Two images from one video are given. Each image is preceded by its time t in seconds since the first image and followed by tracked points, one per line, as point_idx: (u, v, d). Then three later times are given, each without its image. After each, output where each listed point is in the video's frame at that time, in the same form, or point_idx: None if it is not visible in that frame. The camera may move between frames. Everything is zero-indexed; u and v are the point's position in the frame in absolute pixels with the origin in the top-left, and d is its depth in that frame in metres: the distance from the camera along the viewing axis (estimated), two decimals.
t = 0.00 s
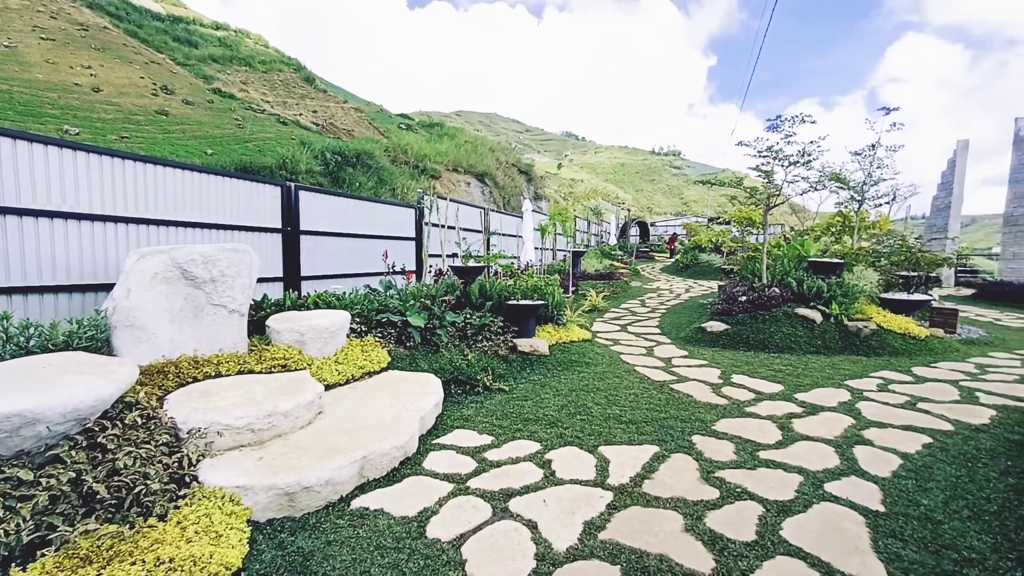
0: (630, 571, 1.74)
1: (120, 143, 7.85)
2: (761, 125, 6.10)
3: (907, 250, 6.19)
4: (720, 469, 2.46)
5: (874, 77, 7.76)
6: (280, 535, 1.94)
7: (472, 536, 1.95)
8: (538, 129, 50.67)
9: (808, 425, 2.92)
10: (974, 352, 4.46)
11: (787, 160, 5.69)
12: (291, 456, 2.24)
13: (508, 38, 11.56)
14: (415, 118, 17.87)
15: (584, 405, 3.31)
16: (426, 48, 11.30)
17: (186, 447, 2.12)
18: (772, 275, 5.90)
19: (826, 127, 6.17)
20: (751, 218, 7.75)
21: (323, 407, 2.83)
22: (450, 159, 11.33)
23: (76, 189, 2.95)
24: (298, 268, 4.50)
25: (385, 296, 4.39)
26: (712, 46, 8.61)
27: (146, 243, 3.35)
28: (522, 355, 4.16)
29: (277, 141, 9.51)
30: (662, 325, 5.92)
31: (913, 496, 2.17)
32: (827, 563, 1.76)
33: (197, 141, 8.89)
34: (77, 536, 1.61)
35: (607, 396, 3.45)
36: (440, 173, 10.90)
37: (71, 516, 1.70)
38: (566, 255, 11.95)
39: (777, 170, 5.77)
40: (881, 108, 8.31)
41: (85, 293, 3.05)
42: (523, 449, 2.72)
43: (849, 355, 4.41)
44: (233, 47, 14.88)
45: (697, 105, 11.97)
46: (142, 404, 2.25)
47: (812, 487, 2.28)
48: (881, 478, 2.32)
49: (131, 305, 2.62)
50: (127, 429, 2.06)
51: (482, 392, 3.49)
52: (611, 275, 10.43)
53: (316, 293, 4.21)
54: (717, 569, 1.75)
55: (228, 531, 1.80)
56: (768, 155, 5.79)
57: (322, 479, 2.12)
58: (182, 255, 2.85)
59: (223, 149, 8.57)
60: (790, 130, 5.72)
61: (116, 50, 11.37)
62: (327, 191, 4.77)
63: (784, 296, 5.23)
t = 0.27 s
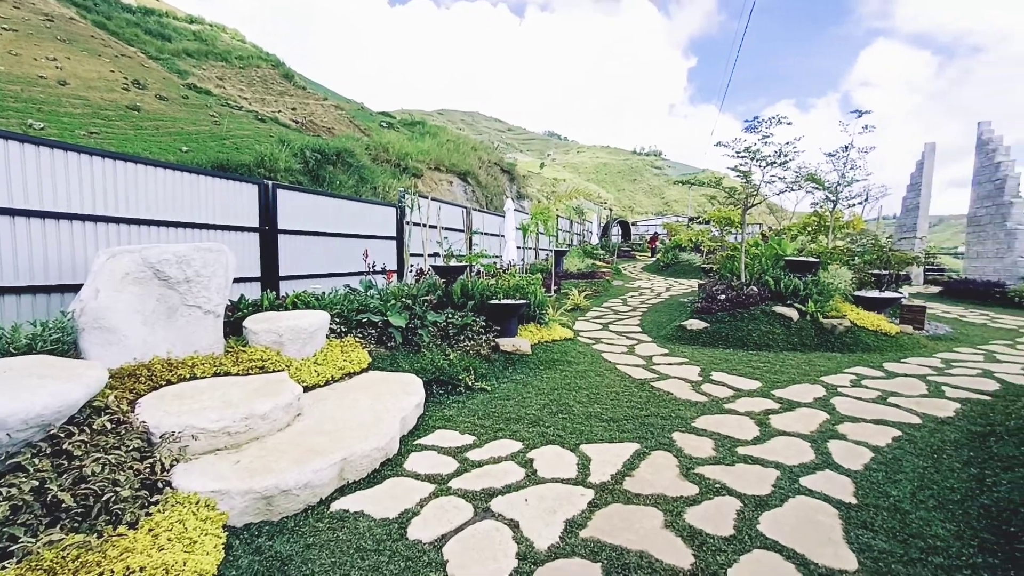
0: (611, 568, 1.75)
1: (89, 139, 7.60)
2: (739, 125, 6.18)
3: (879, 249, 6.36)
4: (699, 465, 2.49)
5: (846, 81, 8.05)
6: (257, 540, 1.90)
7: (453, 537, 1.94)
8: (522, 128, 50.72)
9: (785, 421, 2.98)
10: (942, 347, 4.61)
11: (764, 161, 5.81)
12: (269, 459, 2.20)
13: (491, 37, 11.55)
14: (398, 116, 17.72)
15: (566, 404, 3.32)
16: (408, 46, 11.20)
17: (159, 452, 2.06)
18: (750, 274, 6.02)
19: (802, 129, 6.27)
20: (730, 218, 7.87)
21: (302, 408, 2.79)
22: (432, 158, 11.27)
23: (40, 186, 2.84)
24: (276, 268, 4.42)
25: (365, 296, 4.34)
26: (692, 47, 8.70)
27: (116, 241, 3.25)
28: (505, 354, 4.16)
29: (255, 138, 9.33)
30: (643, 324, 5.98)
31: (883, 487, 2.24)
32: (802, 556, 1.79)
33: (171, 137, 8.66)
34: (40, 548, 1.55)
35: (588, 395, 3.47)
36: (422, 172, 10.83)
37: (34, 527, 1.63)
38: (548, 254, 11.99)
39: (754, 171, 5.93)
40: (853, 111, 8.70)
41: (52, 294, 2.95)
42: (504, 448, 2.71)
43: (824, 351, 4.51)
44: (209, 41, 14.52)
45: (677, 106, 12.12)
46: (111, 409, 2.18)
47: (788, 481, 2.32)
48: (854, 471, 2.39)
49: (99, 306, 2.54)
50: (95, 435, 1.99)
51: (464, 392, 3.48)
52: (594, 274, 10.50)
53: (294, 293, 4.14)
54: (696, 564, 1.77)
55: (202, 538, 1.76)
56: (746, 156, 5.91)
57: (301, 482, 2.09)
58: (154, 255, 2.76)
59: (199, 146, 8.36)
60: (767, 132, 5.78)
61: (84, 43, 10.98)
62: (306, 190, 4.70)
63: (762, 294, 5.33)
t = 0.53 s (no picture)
0: (594, 566, 1.75)
1: (60, 136, 7.38)
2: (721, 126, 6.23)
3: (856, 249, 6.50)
4: (682, 463, 2.52)
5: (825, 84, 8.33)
6: (237, 545, 1.86)
7: (437, 538, 1.93)
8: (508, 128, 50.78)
9: (766, 418, 3.02)
10: (916, 344, 4.73)
11: (746, 162, 5.89)
12: (250, 463, 2.16)
13: (476, 37, 11.55)
14: (382, 116, 17.59)
15: (550, 403, 3.33)
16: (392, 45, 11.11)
17: (134, 457, 2.01)
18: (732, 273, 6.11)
19: (781, 131, 6.37)
20: (712, 218, 7.98)
21: (284, 411, 2.75)
22: (416, 158, 11.22)
23: (9, 185, 2.75)
24: (256, 269, 4.35)
25: (348, 296, 4.29)
26: (676, 48, 8.79)
27: (90, 242, 3.18)
28: (490, 354, 4.16)
29: (236, 137, 9.18)
30: (627, 323, 6.02)
31: (859, 482, 2.29)
32: (783, 551, 1.82)
33: (147, 135, 8.46)
34: (5, 558, 1.47)
35: (573, 394, 3.48)
36: (407, 171, 10.78)
37: None
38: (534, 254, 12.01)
39: (735, 171, 6.02)
40: (832, 113, 9.14)
41: (20, 296, 2.87)
42: (489, 448, 2.71)
43: (804, 349, 4.59)
44: (187, 38, 14.22)
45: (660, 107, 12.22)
46: (83, 413, 2.12)
47: (768, 477, 2.36)
48: (832, 466, 2.44)
49: (71, 308, 2.47)
50: (66, 441, 1.93)
51: (449, 392, 3.46)
52: (579, 274, 10.56)
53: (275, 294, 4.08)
54: (679, 560, 1.79)
55: (179, 545, 1.72)
56: (727, 156, 5.99)
57: (282, 485, 2.05)
58: (129, 255, 2.70)
59: (177, 145, 8.19)
60: (749, 133, 5.83)
61: (56, 37, 10.65)
62: (288, 189, 4.64)
63: (744, 293, 5.40)
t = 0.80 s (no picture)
0: (573, 565, 1.76)
1: (22, 130, 7.08)
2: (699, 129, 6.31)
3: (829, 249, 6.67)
4: (661, 461, 2.54)
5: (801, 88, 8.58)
6: (209, 552, 1.82)
7: (416, 540, 1.91)
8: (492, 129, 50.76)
9: (741, 415, 3.08)
10: (884, 342, 4.88)
11: (723, 164, 6.00)
12: (222, 467, 2.11)
13: (458, 37, 11.47)
14: (363, 114, 17.40)
15: (530, 403, 3.33)
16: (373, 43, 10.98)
17: (100, 464, 1.95)
18: (710, 273, 6.21)
19: (758, 133, 6.48)
20: (690, 219, 8.10)
21: (259, 414, 2.69)
22: (397, 157, 11.15)
23: None
24: (231, 269, 4.26)
25: (326, 296, 4.24)
26: (656, 51, 8.92)
27: (55, 241, 3.06)
28: (470, 354, 4.15)
29: (210, 134, 8.97)
30: (607, 322, 6.07)
31: (830, 477, 2.35)
32: (757, 547, 1.85)
33: (116, 130, 8.19)
34: None
35: (553, 394, 3.49)
36: (387, 170, 10.70)
37: None
38: (515, 254, 12.02)
39: (713, 173, 6.13)
40: (805, 117, 9.01)
41: None
42: (468, 449, 2.70)
43: (779, 347, 4.69)
44: (159, 31, 13.80)
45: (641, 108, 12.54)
46: (44, 420, 2.05)
47: (744, 474, 2.40)
48: (805, 462, 2.49)
49: (31, 310, 2.38)
50: (25, 449, 1.86)
51: (428, 393, 3.44)
52: (560, 274, 10.62)
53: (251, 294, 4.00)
54: (656, 558, 1.80)
55: (147, 553, 1.67)
56: (705, 158, 6.08)
57: (256, 489, 2.01)
58: (94, 255, 2.62)
59: (148, 141, 7.96)
60: (725, 135, 5.95)
61: (18, 27, 10.21)
62: (265, 188, 4.57)
63: (721, 292, 5.49)
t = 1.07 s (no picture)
0: (556, 565, 1.76)
1: None
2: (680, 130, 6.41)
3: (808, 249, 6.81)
4: (643, 459, 2.56)
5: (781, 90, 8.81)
6: (184, 559, 1.77)
7: (398, 542, 1.90)
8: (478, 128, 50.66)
9: (721, 413, 3.12)
10: (860, 339, 5.00)
11: (704, 164, 6.05)
12: (199, 471, 2.07)
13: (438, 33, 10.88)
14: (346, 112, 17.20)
15: (513, 402, 3.33)
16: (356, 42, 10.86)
17: (69, 470, 1.88)
18: (692, 272, 6.28)
19: (739, 134, 6.58)
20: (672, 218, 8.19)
21: (237, 416, 2.65)
22: (380, 155, 11.09)
23: None
24: (208, 268, 4.18)
25: (306, 296, 4.18)
26: (639, 51, 9.00)
27: (22, 239, 2.96)
28: (453, 354, 4.14)
29: (187, 131, 8.77)
30: (591, 322, 6.10)
31: (807, 472, 2.40)
32: (736, 542, 1.88)
33: (88, 125, 7.95)
34: None
35: (536, 393, 3.50)
36: (370, 169, 10.61)
37: None
38: (499, 254, 12.03)
39: (695, 173, 6.17)
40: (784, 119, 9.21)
41: None
42: (451, 449, 2.69)
43: (759, 345, 4.77)
44: (133, 24, 13.42)
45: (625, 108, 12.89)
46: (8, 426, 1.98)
47: (724, 470, 2.43)
48: (783, 457, 2.54)
49: None
50: None
51: (411, 394, 3.42)
52: (544, 273, 10.65)
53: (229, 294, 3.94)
54: (638, 555, 1.82)
55: (118, 562, 1.62)
56: (687, 158, 6.13)
57: (234, 493, 1.97)
58: (64, 255, 2.53)
59: (123, 137, 7.76)
60: (707, 136, 6.06)
61: None
62: (244, 186, 4.52)
63: (703, 291, 5.56)
